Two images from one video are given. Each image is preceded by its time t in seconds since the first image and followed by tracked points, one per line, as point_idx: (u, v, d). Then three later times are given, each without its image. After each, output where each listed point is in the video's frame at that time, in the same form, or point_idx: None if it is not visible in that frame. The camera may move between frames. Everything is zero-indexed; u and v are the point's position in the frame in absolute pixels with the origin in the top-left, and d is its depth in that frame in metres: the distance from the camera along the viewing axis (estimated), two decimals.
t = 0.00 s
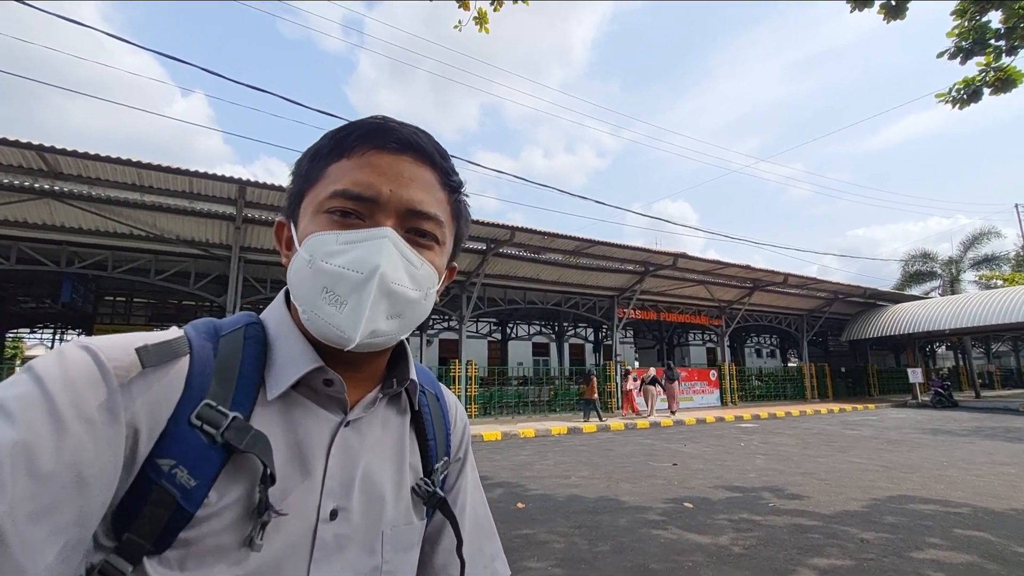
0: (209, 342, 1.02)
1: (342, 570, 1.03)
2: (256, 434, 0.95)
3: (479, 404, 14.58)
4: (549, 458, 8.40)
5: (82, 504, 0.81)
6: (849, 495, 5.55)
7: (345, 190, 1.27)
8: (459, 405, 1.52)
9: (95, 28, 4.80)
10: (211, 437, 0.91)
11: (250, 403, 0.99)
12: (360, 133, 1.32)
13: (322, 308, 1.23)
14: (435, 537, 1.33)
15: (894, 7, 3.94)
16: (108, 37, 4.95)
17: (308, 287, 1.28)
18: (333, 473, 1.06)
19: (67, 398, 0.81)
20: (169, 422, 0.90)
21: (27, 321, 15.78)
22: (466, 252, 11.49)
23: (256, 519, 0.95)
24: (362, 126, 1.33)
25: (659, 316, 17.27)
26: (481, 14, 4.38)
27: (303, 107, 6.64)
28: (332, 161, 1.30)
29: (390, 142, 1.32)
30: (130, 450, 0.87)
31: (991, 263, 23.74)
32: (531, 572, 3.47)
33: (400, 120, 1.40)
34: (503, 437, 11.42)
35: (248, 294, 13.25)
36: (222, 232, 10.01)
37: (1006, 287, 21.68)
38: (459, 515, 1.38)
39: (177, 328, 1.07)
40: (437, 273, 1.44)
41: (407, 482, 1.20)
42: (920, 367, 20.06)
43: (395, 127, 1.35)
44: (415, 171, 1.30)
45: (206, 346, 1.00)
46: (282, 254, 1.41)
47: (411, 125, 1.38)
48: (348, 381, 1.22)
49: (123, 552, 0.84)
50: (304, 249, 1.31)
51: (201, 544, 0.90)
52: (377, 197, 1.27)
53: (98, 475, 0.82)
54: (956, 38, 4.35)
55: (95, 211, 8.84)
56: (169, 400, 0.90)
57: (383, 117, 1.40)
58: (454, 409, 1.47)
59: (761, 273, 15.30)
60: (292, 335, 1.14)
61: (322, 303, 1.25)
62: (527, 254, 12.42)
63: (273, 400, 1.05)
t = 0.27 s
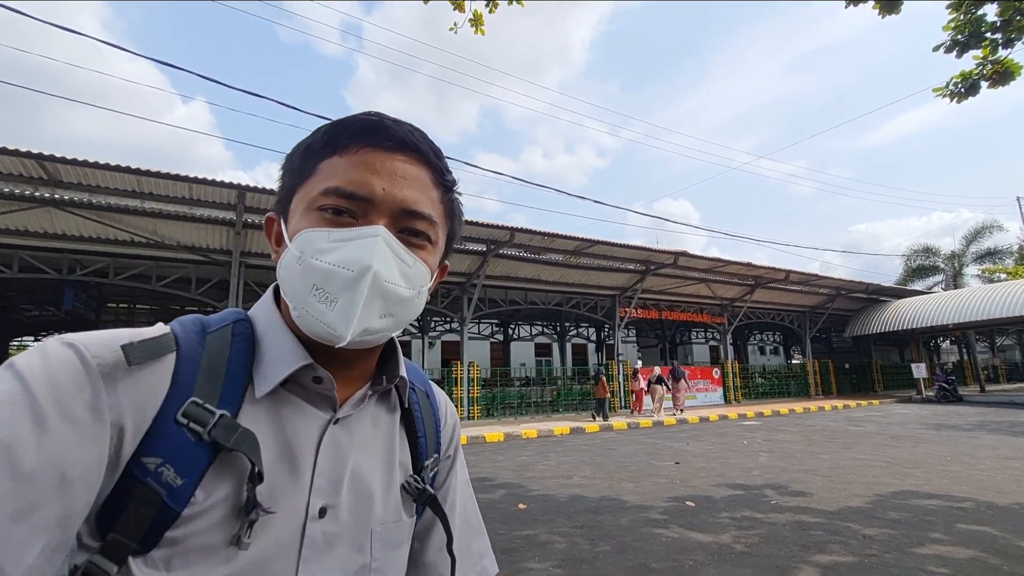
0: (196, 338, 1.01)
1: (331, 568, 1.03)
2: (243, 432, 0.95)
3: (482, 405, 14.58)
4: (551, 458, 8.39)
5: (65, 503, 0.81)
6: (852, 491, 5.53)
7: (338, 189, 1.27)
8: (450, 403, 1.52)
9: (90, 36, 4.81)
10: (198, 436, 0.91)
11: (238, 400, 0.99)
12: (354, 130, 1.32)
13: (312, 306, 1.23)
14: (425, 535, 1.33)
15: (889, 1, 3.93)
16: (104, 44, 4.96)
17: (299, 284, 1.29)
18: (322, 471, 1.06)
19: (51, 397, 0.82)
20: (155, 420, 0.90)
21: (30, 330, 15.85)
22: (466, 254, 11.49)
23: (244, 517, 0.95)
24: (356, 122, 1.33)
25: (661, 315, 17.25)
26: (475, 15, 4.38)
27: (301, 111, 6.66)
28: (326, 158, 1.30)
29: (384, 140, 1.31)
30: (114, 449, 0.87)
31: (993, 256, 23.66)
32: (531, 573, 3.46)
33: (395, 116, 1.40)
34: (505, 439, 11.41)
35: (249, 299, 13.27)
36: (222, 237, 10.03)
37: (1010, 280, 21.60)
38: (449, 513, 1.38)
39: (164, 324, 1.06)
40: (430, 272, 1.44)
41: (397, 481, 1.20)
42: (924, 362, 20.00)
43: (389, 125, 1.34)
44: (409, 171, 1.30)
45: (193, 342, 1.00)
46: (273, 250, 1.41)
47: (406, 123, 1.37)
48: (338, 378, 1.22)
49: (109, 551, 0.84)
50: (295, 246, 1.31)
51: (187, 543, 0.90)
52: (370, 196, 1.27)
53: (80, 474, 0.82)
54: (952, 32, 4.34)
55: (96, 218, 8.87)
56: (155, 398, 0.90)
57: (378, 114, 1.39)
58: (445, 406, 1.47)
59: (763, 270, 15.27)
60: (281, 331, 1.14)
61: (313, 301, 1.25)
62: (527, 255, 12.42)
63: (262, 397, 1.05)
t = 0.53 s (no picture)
0: (196, 339, 1.02)
1: (331, 568, 1.03)
2: (243, 432, 0.95)
3: (483, 407, 14.59)
4: (552, 459, 8.39)
5: (64, 503, 0.81)
6: (852, 490, 5.51)
7: (340, 190, 1.27)
8: (450, 406, 1.52)
9: (87, 42, 4.83)
10: (198, 436, 0.91)
11: (238, 401, 1.00)
12: (356, 132, 1.32)
13: (313, 307, 1.23)
14: (425, 538, 1.33)
15: None
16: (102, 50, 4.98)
17: (300, 286, 1.28)
18: (322, 471, 1.07)
19: (50, 397, 0.81)
20: (154, 420, 0.90)
21: (33, 335, 15.90)
22: (466, 255, 11.50)
23: (244, 518, 0.95)
24: (358, 125, 1.33)
25: (662, 315, 17.24)
26: (472, 17, 4.39)
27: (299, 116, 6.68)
28: (327, 160, 1.30)
29: (385, 142, 1.32)
30: (115, 450, 0.87)
31: (996, 253, 23.59)
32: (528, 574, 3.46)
33: (396, 119, 1.41)
34: (506, 440, 11.41)
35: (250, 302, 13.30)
36: (223, 241, 10.06)
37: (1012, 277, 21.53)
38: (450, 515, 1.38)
39: (164, 327, 1.07)
40: (430, 275, 1.45)
41: (396, 482, 1.20)
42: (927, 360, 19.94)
43: (391, 128, 1.35)
44: (411, 173, 1.31)
45: (192, 343, 1.00)
46: (274, 252, 1.41)
47: (407, 125, 1.38)
48: (337, 380, 1.23)
49: (107, 553, 0.84)
50: (297, 248, 1.31)
51: (187, 544, 0.90)
52: (372, 198, 1.28)
53: (80, 475, 0.81)
54: (948, 29, 4.33)
55: (97, 223, 8.90)
56: (155, 398, 0.91)
57: (379, 116, 1.40)
58: (444, 409, 1.48)
59: (764, 269, 15.25)
60: (280, 332, 1.15)
61: (315, 302, 1.25)
62: (527, 256, 12.42)
63: (262, 398, 1.05)
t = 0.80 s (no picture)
0: (217, 341, 1.02)
1: (352, 566, 1.02)
2: (264, 428, 0.96)
3: (482, 408, 14.58)
4: (549, 461, 8.39)
5: (94, 500, 0.81)
6: (847, 492, 5.50)
7: (354, 193, 1.28)
8: (465, 411, 1.51)
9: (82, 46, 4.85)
10: (220, 432, 0.92)
11: (259, 399, 1.00)
12: (369, 137, 1.33)
13: (331, 306, 1.23)
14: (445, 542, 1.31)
15: None
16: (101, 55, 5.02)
17: (317, 287, 1.29)
18: (342, 469, 1.06)
19: (79, 394, 0.83)
20: (178, 417, 0.91)
21: (33, 337, 15.95)
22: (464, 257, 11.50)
23: (266, 514, 0.95)
24: (369, 131, 1.34)
25: (661, 316, 17.23)
26: (467, 19, 4.40)
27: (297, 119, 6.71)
28: (341, 165, 1.31)
29: (395, 145, 1.33)
30: (141, 446, 0.87)
31: (996, 253, 23.54)
32: None
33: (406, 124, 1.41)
34: (504, 442, 11.41)
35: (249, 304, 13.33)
36: (221, 243, 10.07)
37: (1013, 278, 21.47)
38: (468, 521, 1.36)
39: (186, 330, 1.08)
40: (443, 275, 1.44)
41: (415, 482, 1.19)
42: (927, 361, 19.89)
43: (402, 132, 1.36)
44: (422, 175, 1.31)
45: (215, 344, 1.01)
46: (293, 257, 1.42)
47: (417, 130, 1.38)
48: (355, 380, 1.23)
49: (133, 549, 0.84)
50: (314, 250, 1.32)
51: (210, 540, 0.90)
52: (384, 200, 1.28)
53: (109, 471, 0.83)
54: (942, 30, 4.32)
55: (94, 226, 8.92)
56: (180, 395, 0.92)
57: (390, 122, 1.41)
58: (459, 413, 1.47)
59: (763, 270, 15.23)
60: (299, 332, 1.15)
61: (332, 301, 1.25)
62: (526, 258, 12.43)
63: (282, 397, 1.05)
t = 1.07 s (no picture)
0: (243, 355, 1.03)
1: None
2: (290, 439, 0.95)
3: (479, 409, 14.57)
4: (544, 462, 8.40)
5: (129, 510, 0.81)
6: (840, 495, 5.50)
7: (375, 208, 1.28)
8: (485, 423, 1.51)
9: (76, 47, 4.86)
10: (247, 443, 0.91)
11: (284, 411, 1.00)
12: (387, 153, 1.33)
13: (353, 318, 1.23)
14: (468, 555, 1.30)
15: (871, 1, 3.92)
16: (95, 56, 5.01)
17: (339, 300, 1.28)
18: (364, 481, 1.05)
19: (115, 407, 0.83)
20: (208, 428, 0.91)
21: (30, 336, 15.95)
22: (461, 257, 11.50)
23: (293, 524, 0.94)
24: (388, 147, 1.34)
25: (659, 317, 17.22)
26: (463, 21, 4.40)
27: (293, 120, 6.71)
28: (361, 181, 1.31)
29: (413, 159, 1.33)
30: (173, 459, 0.87)
31: (994, 254, 23.55)
32: None
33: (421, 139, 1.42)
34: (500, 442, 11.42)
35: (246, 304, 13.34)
36: (217, 243, 10.07)
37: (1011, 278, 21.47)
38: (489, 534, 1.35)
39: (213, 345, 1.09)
40: (461, 285, 1.44)
41: (437, 494, 1.18)
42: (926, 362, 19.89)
43: (419, 146, 1.36)
44: (440, 188, 1.31)
45: (241, 358, 1.02)
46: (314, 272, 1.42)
47: (433, 145, 1.38)
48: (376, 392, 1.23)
49: (165, 559, 0.84)
50: (335, 265, 1.32)
51: (238, 550, 0.89)
52: (404, 213, 1.28)
53: (145, 483, 0.83)
54: (937, 31, 4.32)
55: (90, 226, 8.91)
56: (208, 406, 0.92)
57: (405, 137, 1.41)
58: (479, 426, 1.47)
59: (761, 270, 15.23)
60: (322, 344, 1.15)
61: (355, 313, 1.25)
62: (523, 258, 12.42)
63: (306, 409, 1.05)
